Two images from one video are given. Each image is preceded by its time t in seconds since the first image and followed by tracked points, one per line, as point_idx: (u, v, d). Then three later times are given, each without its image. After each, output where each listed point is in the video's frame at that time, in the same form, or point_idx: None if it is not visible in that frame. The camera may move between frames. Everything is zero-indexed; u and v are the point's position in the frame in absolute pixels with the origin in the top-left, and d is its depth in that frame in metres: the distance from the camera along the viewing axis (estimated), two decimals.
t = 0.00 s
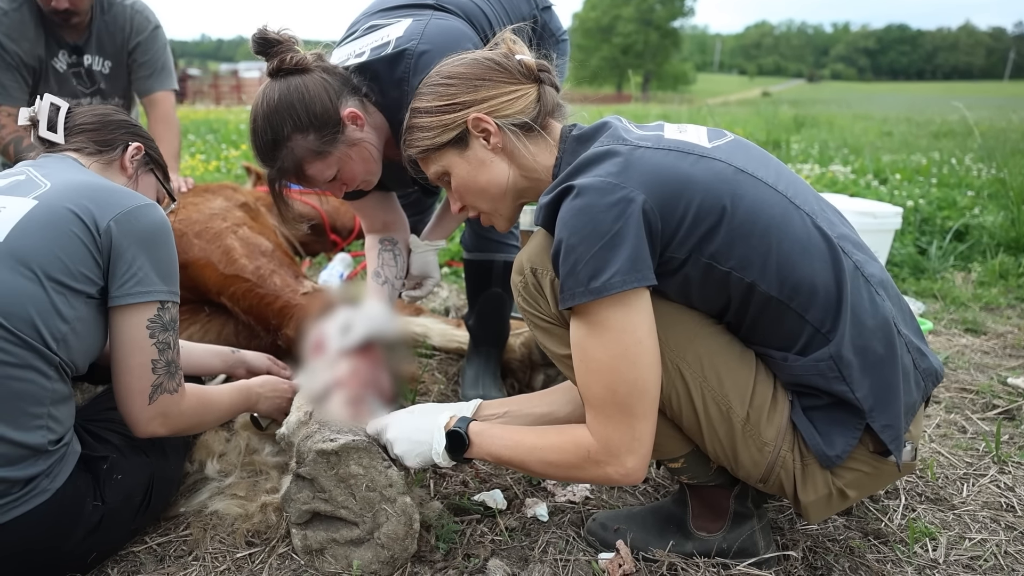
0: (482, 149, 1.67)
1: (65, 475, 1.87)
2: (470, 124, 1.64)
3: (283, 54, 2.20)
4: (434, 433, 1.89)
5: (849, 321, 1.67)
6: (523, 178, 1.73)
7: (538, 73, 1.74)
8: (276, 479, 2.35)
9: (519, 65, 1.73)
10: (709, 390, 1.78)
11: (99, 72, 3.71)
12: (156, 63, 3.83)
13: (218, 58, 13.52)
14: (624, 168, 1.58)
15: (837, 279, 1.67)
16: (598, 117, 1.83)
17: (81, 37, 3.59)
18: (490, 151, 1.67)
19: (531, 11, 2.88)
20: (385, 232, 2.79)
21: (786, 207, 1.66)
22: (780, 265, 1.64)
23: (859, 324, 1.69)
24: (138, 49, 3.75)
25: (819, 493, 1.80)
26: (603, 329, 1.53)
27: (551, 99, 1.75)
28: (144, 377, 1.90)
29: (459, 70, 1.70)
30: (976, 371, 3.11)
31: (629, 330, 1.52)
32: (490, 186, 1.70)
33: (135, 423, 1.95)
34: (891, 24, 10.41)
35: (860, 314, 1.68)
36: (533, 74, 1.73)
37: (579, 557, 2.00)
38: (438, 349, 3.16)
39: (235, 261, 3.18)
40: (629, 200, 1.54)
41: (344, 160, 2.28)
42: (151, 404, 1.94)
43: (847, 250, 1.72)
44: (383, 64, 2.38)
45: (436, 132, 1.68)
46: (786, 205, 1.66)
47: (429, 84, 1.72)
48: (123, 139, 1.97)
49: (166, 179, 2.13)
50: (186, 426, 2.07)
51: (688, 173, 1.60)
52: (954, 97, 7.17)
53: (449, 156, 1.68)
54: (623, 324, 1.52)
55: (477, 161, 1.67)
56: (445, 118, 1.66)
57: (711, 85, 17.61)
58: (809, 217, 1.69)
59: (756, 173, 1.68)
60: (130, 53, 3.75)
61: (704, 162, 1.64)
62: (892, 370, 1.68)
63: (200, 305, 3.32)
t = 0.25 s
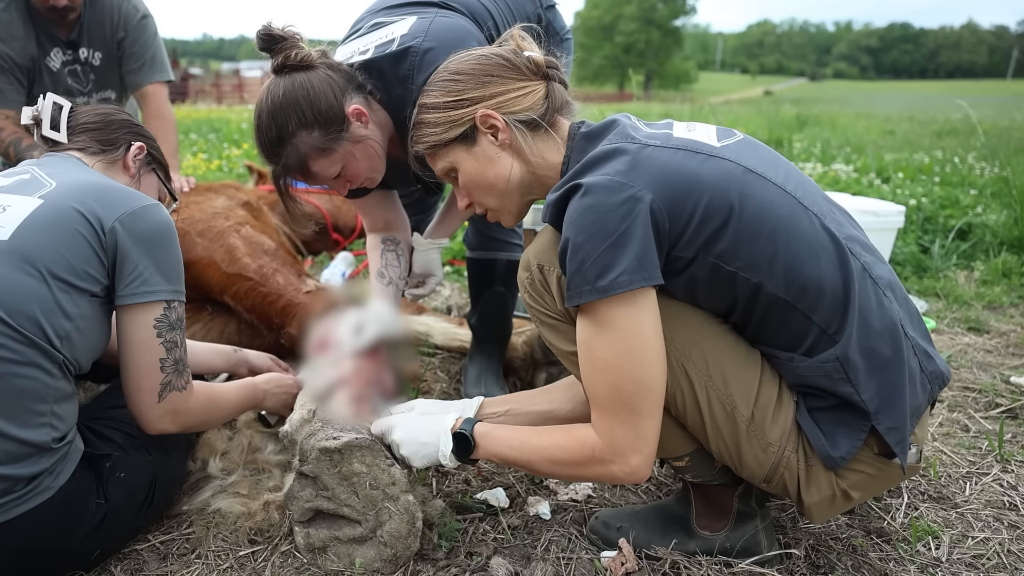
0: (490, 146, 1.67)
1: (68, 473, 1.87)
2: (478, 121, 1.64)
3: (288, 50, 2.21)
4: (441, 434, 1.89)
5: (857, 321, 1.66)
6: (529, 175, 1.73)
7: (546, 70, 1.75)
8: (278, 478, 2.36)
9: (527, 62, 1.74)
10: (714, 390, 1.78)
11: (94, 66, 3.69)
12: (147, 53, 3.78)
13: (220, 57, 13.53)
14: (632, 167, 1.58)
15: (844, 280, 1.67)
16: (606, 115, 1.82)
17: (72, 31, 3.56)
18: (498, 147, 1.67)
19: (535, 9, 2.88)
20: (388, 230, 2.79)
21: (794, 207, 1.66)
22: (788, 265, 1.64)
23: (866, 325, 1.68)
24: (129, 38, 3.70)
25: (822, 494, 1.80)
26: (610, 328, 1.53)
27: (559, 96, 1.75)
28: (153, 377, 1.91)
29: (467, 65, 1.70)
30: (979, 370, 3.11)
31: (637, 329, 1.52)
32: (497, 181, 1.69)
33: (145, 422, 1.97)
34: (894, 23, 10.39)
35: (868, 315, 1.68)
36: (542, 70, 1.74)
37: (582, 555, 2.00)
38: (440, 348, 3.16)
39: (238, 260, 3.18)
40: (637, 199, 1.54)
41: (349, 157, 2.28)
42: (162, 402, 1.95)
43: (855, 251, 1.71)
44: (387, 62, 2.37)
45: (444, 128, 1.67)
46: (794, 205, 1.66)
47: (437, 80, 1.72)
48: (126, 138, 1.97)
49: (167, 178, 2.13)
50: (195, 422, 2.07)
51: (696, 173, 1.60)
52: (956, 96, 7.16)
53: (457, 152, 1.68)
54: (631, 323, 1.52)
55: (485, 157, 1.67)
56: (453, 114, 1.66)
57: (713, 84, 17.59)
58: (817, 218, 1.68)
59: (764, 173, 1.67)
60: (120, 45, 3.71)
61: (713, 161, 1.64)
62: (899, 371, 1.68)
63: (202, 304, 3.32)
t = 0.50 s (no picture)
0: (494, 143, 1.67)
1: (70, 471, 1.87)
2: (482, 117, 1.64)
3: (292, 48, 2.20)
4: (438, 434, 1.89)
5: (862, 320, 1.66)
6: (534, 172, 1.73)
7: (552, 67, 1.75)
8: (280, 476, 2.36)
9: (533, 59, 1.74)
10: (717, 389, 1.78)
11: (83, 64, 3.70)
12: (138, 51, 3.74)
13: (221, 56, 13.54)
14: (638, 166, 1.57)
15: (850, 279, 1.66)
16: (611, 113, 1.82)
17: (59, 30, 3.57)
18: (502, 144, 1.68)
19: (538, 7, 2.88)
20: (390, 228, 2.80)
21: (799, 205, 1.66)
22: (793, 264, 1.64)
23: (871, 324, 1.68)
24: (116, 37, 3.67)
25: (826, 494, 1.80)
26: (616, 327, 1.53)
27: (564, 94, 1.75)
28: (159, 374, 1.91)
29: (472, 62, 1.70)
30: (981, 369, 3.11)
31: (640, 328, 1.52)
32: (502, 178, 1.69)
33: (154, 419, 1.98)
34: (896, 22, 10.38)
35: (873, 314, 1.68)
36: (547, 67, 1.74)
37: (584, 554, 2.00)
38: (442, 346, 3.16)
39: (241, 258, 3.19)
40: (642, 197, 1.53)
41: (351, 155, 2.28)
42: (169, 399, 1.96)
43: (860, 250, 1.71)
44: (390, 60, 2.37)
45: (449, 125, 1.67)
46: (799, 204, 1.66)
47: (442, 77, 1.72)
48: (127, 136, 1.98)
49: (170, 176, 2.14)
50: (206, 417, 2.09)
51: (701, 171, 1.60)
52: (958, 94, 7.15)
53: (461, 149, 1.68)
54: (637, 321, 1.51)
55: (490, 154, 1.67)
56: (458, 110, 1.66)
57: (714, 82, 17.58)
58: (823, 217, 1.68)
59: (770, 171, 1.67)
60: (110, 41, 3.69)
61: (718, 159, 1.64)
62: (904, 371, 1.68)
63: (205, 302, 3.33)
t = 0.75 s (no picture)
0: (494, 143, 1.67)
1: (73, 470, 1.87)
2: (481, 117, 1.64)
3: (294, 45, 2.20)
4: (437, 432, 1.88)
5: (862, 322, 1.66)
6: (535, 172, 1.72)
7: (548, 65, 1.75)
8: (283, 475, 2.36)
9: (530, 58, 1.74)
10: (717, 389, 1.77)
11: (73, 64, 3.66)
12: (132, 50, 3.74)
13: (223, 55, 13.54)
14: (637, 166, 1.57)
15: (850, 280, 1.66)
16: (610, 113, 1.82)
17: (47, 29, 3.52)
18: (502, 144, 1.67)
19: (541, 7, 2.87)
20: (392, 227, 2.80)
21: (799, 206, 1.65)
22: (792, 265, 1.63)
23: (872, 325, 1.68)
24: (109, 36, 3.67)
25: (826, 495, 1.79)
26: (614, 328, 1.52)
27: (563, 92, 1.75)
28: (147, 376, 1.90)
29: (469, 62, 1.70)
30: (984, 368, 3.10)
31: (638, 330, 1.51)
32: (501, 179, 1.69)
33: (138, 425, 1.96)
34: (898, 20, 10.37)
35: (874, 315, 1.68)
36: (544, 66, 1.74)
37: (586, 553, 2.00)
38: (444, 345, 3.16)
39: (243, 257, 3.18)
40: (641, 198, 1.53)
41: (353, 152, 2.27)
42: (154, 403, 1.94)
43: (861, 250, 1.71)
44: (392, 58, 2.38)
45: (448, 125, 1.67)
46: (799, 205, 1.65)
47: (440, 78, 1.72)
48: (128, 134, 1.98)
49: (171, 173, 2.14)
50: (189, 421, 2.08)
51: (700, 172, 1.59)
52: (961, 93, 7.14)
53: (461, 150, 1.68)
54: (635, 323, 1.51)
55: (489, 154, 1.67)
56: (457, 111, 1.66)
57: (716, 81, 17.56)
58: (823, 217, 1.68)
59: (770, 171, 1.67)
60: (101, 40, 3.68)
61: (718, 160, 1.63)
62: (904, 372, 1.67)
63: (207, 301, 3.33)
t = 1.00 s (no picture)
0: (493, 145, 1.67)
1: (74, 469, 1.88)
2: (480, 120, 1.64)
3: (297, 42, 2.20)
4: (442, 438, 1.86)
5: (864, 322, 1.66)
6: (535, 173, 1.72)
7: (548, 66, 1.74)
8: (284, 474, 2.36)
9: (529, 59, 1.74)
10: (718, 389, 1.77)
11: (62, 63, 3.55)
12: (126, 50, 3.68)
13: (224, 53, 13.53)
14: (638, 166, 1.57)
15: (852, 280, 1.66)
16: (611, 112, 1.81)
17: (34, 30, 3.44)
18: (501, 146, 1.67)
19: (544, 7, 2.87)
20: (393, 227, 2.80)
21: (801, 206, 1.65)
22: (794, 265, 1.63)
23: (873, 325, 1.68)
24: (98, 34, 3.57)
25: (828, 495, 1.79)
26: (615, 329, 1.52)
27: (563, 93, 1.74)
28: (151, 373, 1.91)
29: (468, 64, 1.70)
30: (986, 367, 3.10)
31: (639, 330, 1.51)
32: (501, 181, 1.69)
33: (141, 422, 1.97)
34: (899, 19, 10.35)
35: (875, 315, 1.67)
36: (544, 67, 1.74)
37: (587, 552, 2.00)
38: (445, 344, 3.17)
39: (245, 257, 3.18)
40: (643, 198, 1.53)
41: (356, 149, 2.28)
42: (157, 400, 1.95)
43: (862, 250, 1.71)
44: (395, 56, 2.38)
45: (447, 128, 1.67)
46: (801, 204, 1.65)
47: (439, 79, 1.72)
48: (128, 132, 1.98)
49: (172, 171, 2.14)
50: (192, 417, 2.09)
51: (702, 172, 1.59)
52: (963, 92, 7.12)
53: (461, 152, 1.68)
54: (636, 323, 1.51)
55: (489, 157, 1.67)
56: (456, 114, 1.66)
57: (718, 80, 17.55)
58: (824, 217, 1.67)
59: (771, 171, 1.67)
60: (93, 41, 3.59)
61: (720, 160, 1.63)
62: (906, 372, 1.68)
63: (209, 300, 3.34)
